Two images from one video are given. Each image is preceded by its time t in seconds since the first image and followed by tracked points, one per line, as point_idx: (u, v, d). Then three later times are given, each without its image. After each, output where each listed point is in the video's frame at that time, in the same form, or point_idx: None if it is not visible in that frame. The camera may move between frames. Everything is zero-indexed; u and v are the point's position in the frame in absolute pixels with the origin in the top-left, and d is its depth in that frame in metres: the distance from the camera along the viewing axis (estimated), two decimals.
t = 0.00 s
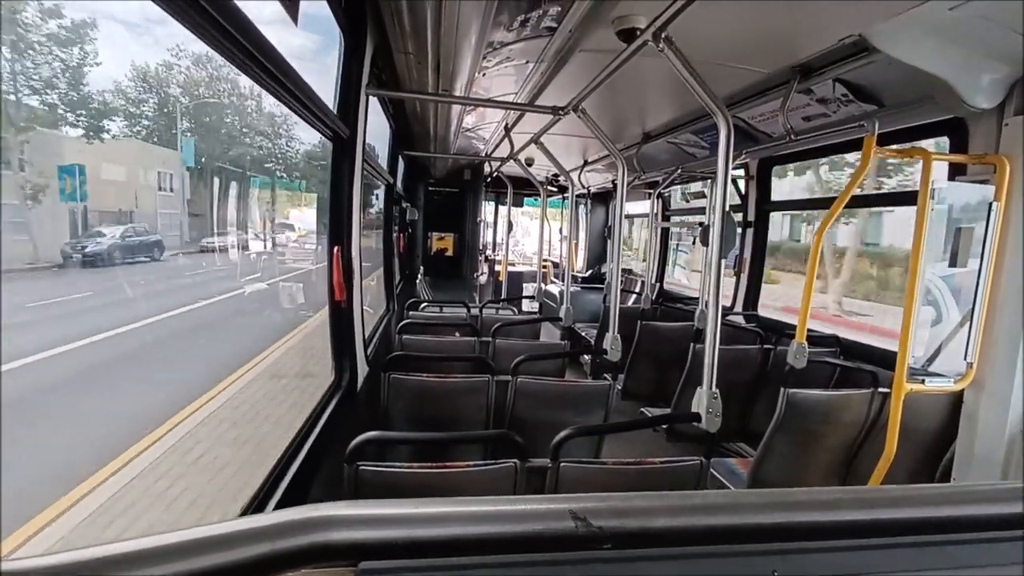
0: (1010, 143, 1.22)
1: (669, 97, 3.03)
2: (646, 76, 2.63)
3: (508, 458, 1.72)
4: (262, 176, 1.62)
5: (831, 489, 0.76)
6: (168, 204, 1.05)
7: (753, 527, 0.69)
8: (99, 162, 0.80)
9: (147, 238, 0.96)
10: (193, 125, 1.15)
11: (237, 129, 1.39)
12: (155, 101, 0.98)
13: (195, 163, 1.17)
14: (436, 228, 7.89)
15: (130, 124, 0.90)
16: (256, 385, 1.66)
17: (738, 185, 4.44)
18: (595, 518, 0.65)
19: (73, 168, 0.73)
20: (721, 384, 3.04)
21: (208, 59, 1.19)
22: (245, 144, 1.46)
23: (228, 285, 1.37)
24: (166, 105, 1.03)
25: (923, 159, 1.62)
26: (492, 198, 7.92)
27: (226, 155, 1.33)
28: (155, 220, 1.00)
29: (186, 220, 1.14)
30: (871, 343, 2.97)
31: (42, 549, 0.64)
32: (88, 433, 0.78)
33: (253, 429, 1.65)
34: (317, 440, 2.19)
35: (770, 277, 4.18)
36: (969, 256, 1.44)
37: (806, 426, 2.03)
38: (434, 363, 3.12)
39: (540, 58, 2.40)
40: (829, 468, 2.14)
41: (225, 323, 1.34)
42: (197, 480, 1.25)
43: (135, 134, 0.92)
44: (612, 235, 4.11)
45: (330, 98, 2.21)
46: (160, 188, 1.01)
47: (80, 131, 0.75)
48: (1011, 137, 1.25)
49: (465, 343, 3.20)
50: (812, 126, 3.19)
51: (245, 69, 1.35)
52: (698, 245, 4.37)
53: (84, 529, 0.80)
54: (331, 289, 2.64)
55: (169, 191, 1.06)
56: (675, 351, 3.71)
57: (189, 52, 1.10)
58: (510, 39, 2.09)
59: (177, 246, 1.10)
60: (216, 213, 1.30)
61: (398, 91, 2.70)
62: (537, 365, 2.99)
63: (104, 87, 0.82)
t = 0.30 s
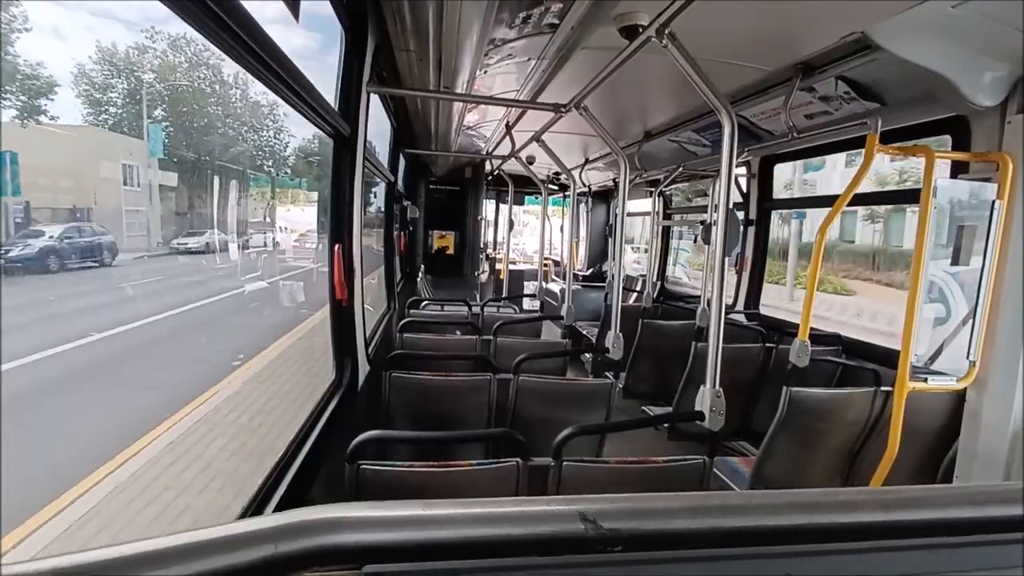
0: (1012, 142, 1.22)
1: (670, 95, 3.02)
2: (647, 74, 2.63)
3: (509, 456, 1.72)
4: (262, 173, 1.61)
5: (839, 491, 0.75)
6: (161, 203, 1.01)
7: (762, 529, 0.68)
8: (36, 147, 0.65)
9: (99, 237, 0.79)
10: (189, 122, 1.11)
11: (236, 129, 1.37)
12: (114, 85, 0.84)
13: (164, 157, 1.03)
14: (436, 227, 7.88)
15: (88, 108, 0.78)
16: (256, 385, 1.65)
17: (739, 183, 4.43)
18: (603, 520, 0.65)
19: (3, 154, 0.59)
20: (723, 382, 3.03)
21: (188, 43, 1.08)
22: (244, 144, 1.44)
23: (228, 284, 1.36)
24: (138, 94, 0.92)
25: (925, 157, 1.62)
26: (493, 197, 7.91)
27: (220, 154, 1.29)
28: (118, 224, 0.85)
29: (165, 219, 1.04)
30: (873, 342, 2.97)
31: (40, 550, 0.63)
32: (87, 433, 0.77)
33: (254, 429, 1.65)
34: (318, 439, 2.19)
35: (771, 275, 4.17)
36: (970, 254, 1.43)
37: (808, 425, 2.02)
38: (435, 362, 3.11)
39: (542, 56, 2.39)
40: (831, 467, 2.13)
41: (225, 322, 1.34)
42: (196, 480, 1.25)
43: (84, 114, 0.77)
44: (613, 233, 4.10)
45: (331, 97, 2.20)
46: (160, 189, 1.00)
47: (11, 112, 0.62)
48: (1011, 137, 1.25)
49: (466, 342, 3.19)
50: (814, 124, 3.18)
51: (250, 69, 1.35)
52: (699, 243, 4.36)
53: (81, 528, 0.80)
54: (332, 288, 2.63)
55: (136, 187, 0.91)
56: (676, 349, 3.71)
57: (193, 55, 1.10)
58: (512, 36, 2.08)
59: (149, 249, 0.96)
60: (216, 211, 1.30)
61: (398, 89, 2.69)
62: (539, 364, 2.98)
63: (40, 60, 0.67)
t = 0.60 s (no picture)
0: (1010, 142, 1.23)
1: (670, 96, 3.02)
2: (646, 74, 2.63)
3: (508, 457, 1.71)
4: (263, 174, 1.62)
5: (836, 490, 0.75)
6: (147, 200, 0.97)
7: (758, 530, 0.68)
8: (28, 145, 0.59)
9: (33, 242, 0.63)
10: (174, 114, 1.05)
11: (229, 125, 1.34)
12: (66, 61, 0.72)
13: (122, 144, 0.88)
14: (435, 228, 7.90)
15: (45, 94, 0.66)
16: (255, 385, 1.65)
17: (738, 184, 4.44)
18: (599, 520, 0.65)
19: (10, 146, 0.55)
20: (723, 383, 3.03)
21: (158, 23, 0.98)
22: (238, 141, 1.41)
23: (228, 285, 1.36)
24: (100, 79, 0.81)
25: (924, 157, 1.62)
26: (492, 198, 7.92)
27: (206, 150, 1.22)
28: (69, 228, 0.72)
29: (139, 217, 0.95)
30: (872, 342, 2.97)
31: (38, 550, 0.63)
32: (86, 434, 0.77)
33: (252, 430, 1.65)
34: (317, 439, 2.19)
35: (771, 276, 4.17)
36: (970, 254, 1.43)
37: (807, 425, 2.02)
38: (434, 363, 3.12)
39: (541, 57, 2.40)
40: (830, 467, 2.13)
41: (224, 323, 1.34)
42: (195, 481, 1.25)
43: (34, 94, 0.63)
44: (612, 234, 4.10)
45: (330, 97, 2.20)
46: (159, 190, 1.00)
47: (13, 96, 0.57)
48: (1010, 137, 1.25)
49: (466, 343, 3.19)
50: (813, 124, 3.19)
51: (251, 70, 1.37)
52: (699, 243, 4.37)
53: (79, 527, 0.80)
54: (332, 288, 2.63)
55: (89, 182, 0.77)
56: (676, 350, 3.71)
57: (179, 44, 1.06)
58: (511, 37, 2.09)
59: (110, 252, 0.84)
60: (216, 212, 1.30)
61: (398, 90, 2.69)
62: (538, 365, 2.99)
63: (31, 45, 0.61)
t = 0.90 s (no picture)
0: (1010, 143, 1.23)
1: (670, 96, 3.02)
2: (647, 75, 2.63)
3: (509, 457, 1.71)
4: (261, 172, 1.59)
5: (835, 489, 0.75)
6: (127, 197, 0.89)
7: (757, 528, 0.68)
8: None
9: None
10: (154, 105, 0.96)
11: (218, 117, 1.27)
12: (23, 43, 0.63)
13: (79, 131, 0.76)
14: (436, 228, 7.90)
15: None
16: (256, 385, 1.66)
17: (739, 183, 4.44)
18: (598, 518, 0.65)
19: None
20: (723, 383, 3.04)
21: (133, 6, 0.88)
22: (230, 135, 1.34)
23: (229, 285, 1.36)
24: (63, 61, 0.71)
25: (925, 157, 1.62)
26: (493, 198, 7.94)
27: (187, 145, 1.12)
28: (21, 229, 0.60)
29: (115, 214, 0.85)
30: (873, 342, 2.97)
31: (39, 549, 0.64)
32: (86, 435, 0.77)
33: (253, 429, 1.65)
34: (318, 438, 2.19)
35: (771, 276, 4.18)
36: (971, 255, 1.43)
37: (808, 425, 2.02)
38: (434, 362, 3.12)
39: (541, 57, 2.40)
40: (830, 466, 2.13)
41: (225, 322, 1.34)
42: (196, 480, 1.25)
43: None
44: (613, 234, 4.10)
45: (331, 98, 2.20)
46: (158, 189, 1.00)
47: None
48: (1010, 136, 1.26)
49: (466, 342, 3.20)
50: (814, 124, 3.18)
51: (251, 70, 1.37)
52: (699, 243, 4.37)
53: (82, 526, 0.80)
54: (332, 288, 2.63)
55: (43, 178, 0.66)
56: (676, 349, 3.71)
57: (155, 27, 0.96)
58: (511, 37, 2.10)
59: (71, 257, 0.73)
60: (217, 212, 1.30)
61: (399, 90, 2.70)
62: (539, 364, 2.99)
63: None
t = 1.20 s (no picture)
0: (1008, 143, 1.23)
1: (670, 95, 3.02)
2: (647, 74, 2.63)
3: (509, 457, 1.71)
4: (252, 164, 1.50)
5: (835, 489, 0.75)
6: (92, 194, 0.79)
7: (757, 528, 0.68)
8: None
9: None
10: (115, 88, 0.84)
11: (196, 104, 1.14)
12: None
13: (13, 111, 0.63)
14: (436, 228, 7.89)
15: None
16: (255, 385, 1.65)
17: (739, 183, 4.44)
18: (597, 518, 0.65)
19: None
20: (723, 383, 3.03)
21: None
22: (211, 125, 1.22)
23: (228, 284, 1.36)
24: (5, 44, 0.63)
25: (925, 157, 1.61)
26: (493, 198, 7.94)
27: (159, 136, 1.00)
28: None
29: (80, 212, 0.76)
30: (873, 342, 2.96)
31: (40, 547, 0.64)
32: (85, 435, 0.77)
33: (252, 429, 1.65)
34: (318, 438, 2.19)
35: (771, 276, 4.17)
36: (970, 255, 1.43)
37: (808, 425, 2.02)
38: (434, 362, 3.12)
39: (541, 57, 2.40)
40: (830, 466, 2.13)
41: (224, 322, 1.33)
42: (195, 480, 1.25)
43: None
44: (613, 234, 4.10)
45: (331, 98, 2.20)
46: (157, 188, 0.98)
47: None
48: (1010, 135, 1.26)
49: (466, 342, 3.19)
50: (814, 124, 3.18)
51: (251, 71, 1.37)
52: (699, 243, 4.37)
53: (83, 526, 0.80)
54: (332, 288, 2.63)
55: None
56: (676, 349, 3.71)
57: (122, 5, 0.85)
58: (511, 37, 2.09)
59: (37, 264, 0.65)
60: (217, 212, 1.30)
61: (398, 89, 2.70)
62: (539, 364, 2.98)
63: None
